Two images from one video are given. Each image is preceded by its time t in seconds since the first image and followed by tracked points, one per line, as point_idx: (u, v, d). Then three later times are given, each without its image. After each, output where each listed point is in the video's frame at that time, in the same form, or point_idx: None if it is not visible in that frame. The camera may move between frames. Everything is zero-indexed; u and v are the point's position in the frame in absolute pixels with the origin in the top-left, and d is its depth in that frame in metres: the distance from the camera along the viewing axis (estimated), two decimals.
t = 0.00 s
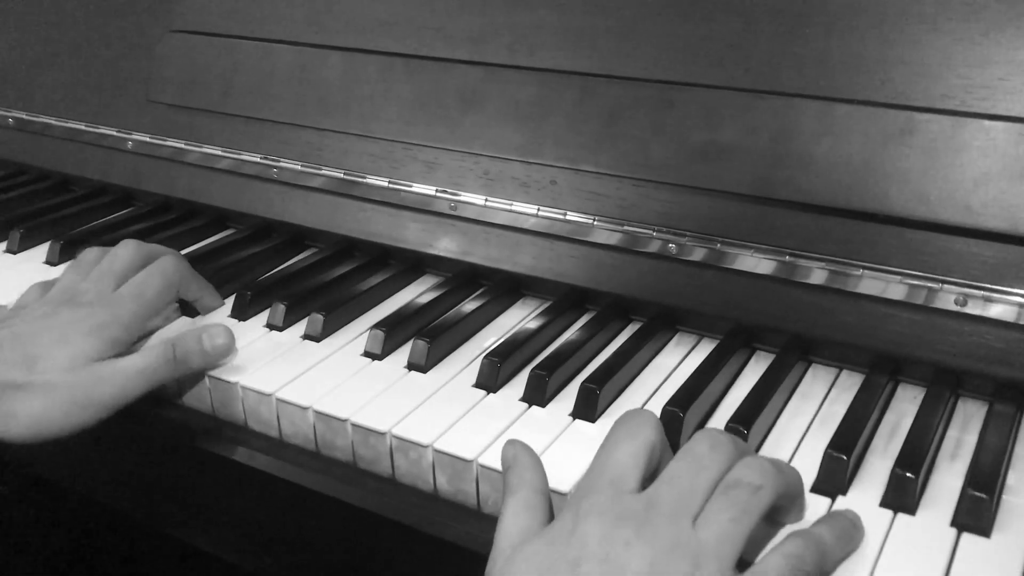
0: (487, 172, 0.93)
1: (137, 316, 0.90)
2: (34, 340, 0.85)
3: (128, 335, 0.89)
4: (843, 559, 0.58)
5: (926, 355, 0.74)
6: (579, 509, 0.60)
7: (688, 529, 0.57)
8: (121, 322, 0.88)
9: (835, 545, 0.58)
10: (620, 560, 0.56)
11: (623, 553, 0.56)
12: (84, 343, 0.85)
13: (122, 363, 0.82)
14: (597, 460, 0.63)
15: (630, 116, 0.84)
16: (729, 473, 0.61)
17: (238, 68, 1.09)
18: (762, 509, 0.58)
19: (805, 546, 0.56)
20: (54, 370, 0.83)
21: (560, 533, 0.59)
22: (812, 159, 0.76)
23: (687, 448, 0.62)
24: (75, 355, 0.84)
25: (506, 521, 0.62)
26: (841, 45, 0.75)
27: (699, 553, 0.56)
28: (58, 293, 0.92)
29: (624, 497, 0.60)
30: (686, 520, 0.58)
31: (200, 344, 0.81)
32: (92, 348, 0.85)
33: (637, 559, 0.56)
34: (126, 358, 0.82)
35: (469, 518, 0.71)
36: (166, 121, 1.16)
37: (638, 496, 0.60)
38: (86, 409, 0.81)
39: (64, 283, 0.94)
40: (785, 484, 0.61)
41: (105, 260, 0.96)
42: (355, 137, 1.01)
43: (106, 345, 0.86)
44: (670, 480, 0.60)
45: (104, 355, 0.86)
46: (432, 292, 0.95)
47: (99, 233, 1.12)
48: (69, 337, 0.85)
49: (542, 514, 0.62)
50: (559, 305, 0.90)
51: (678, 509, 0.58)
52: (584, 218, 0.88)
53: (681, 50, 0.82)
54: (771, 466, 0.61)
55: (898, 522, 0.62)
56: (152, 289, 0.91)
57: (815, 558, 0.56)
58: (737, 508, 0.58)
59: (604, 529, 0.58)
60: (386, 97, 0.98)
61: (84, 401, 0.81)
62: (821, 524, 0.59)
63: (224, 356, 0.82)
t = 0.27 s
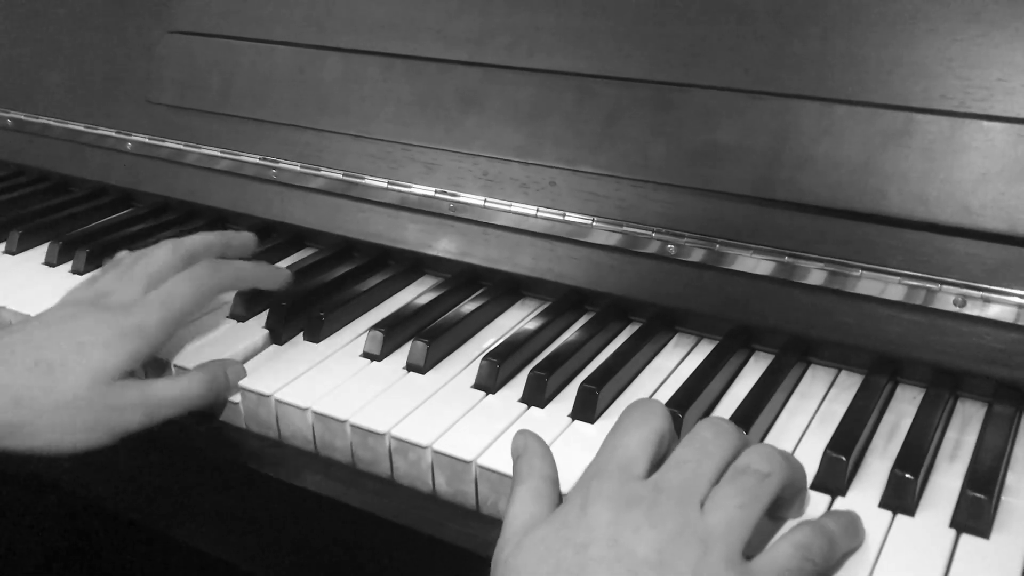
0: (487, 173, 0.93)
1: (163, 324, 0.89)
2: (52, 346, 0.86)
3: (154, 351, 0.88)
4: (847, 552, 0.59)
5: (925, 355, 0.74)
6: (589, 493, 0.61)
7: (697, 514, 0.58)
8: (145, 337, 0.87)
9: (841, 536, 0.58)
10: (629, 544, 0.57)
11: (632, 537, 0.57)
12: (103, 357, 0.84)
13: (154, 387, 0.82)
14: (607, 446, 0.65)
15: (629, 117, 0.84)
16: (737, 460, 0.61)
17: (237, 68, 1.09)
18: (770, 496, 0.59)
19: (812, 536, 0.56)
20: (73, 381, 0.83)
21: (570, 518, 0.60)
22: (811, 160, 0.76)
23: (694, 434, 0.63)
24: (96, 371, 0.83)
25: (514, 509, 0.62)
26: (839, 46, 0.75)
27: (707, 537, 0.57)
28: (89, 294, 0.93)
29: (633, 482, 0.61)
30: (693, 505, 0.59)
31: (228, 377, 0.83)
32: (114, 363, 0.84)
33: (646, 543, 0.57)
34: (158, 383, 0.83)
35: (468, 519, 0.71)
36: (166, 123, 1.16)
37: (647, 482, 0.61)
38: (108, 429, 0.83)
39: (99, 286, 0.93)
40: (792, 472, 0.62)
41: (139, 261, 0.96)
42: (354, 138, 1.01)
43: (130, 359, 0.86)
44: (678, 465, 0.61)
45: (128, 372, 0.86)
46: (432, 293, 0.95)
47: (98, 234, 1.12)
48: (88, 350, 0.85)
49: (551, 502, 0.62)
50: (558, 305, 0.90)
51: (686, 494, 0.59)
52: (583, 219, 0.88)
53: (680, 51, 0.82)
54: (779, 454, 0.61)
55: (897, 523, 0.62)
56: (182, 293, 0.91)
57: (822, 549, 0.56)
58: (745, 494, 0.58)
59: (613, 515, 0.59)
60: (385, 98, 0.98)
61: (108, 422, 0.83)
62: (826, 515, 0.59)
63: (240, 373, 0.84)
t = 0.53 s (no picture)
0: (486, 174, 0.93)
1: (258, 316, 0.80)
2: (139, 342, 0.75)
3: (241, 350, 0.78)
4: (837, 555, 0.59)
5: (924, 355, 0.74)
6: (579, 486, 0.60)
7: (689, 505, 0.57)
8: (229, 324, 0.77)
9: (834, 535, 0.58)
10: (621, 533, 0.56)
11: (624, 526, 0.56)
12: (191, 347, 0.74)
13: (241, 371, 0.75)
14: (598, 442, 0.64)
15: (629, 118, 0.84)
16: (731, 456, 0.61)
17: (237, 69, 1.09)
18: (765, 490, 0.58)
19: (806, 530, 0.56)
20: (160, 373, 0.73)
21: (561, 511, 0.59)
22: (810, 160, 0.76)
23: (685, 432, 0.63)
24: (184, 363, 0.74)
25: (512, 514, 0.62)
26: (838, 47, 0.75)
27: (701, 526, 0.55)
28: (179, 297, 0.84)
29: (624, 476, 0.60)
30: (685, 497, 0.58)
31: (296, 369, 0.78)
32: (204, 354, 0.75)
33: (638, 531, 0.56)
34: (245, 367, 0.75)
35: (468, 519, 0.71)
36: (165, 123, 1.16)
37: (638, 475, 0.60)
38: (192, 420, 0.72)
39: (184, 290, 0.86)
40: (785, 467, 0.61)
41: (237, 275, 0.87)
42: (354, 139, 1.01)
43: (222, 354, 0.76)
44: (669, 458, 0.61)
45: (219, 363, 0.76)
46: (431, 293, 0.95)
47: (98, 235, 1.12)
48: (180, 337, 0.75)
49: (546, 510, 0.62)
50: (558, 306, 0.90)
51: (678, 485, 0.58)
52: (583, 219, 0.88)
53: (679, 52, 0.82)
54: (774, 451, 0.60)
55: (896, 523, 0.62)
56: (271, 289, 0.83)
57: (816, 542, 0.56)
58: (740, 486, 0.57)
59: (604, 506, 0.58)
60: (385, 99, 0.98)
61: (199, 412, 0.72)
62: (821, 516, 0.60)
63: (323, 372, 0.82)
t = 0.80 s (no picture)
0: (485, 175, 0.93)
1: (301, 357, 0.77)
2: (192, 398, 0.74)
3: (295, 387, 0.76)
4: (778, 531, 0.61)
5: (922, 356, 0.74)
6: (531, 453, 0.62)
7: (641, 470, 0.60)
8: (284, 370, 0.75)
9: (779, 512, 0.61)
10: (573, 496, 0.58)
11: (577, 490, 0.58)
12: (243, 399, 0.73)
13: (297, 429, 0.70)
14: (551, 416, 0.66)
15: (627, 119, 0.84)
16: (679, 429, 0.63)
17: (236, 71, 1.09)
18: (716, 460, 0.60)
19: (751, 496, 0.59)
20: (212, 435, 0.72)
21: (514, 479, 0.61)
22: (808, 161, 0.76)
23: (635, 406, 0.65)
24: (236, 418, 0.72)
25: (466, 490, 0.64)
26: (836, 48, 0.75)
27: (652, 487, 0.58)
28: (214, 341, 0.82)
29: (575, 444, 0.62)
30: (636, 464, 0.60)
31: (380, 415, 0.73)
32: (258, 405, 0.73)
33: (591, 493, 0.58)
34: (302, 424, 0.71)
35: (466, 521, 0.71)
36: (164, 125, 1.16)
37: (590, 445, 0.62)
38: (254, 478, 0.71)
39: (219, 332, 0.84)
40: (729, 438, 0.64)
41: (265, 303, 0.85)
42: (352, 140, 1.01)
43: (272, 404, 0.73)
44: (619, 428, 0.63)
45: (272, 415, 0.74)
46: (429, 295, 0.95)
47: (96, 236, 1.12)
48: (231, 395, 0.73)
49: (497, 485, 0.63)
50: (556, 307, 0.90)
51: (629, 453, 0.61)
52: (581, 221, 0.88)
53: (678, 53, 0.82)
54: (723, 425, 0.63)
55: (893, 524, 0.62)
56: (309, 328, 0.79)
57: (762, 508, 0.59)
58: (692, 453, 0.60)
59: (557, 471, 0.60)
60: (384, 100, 0.98)
61: (252, 470, 0.70)
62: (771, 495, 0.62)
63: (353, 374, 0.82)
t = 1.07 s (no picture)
0: (483, 176, 0.93)
1: (263, 374, 0.76)
2: (146, 408, 0.74)
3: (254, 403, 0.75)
4: (789, 542, 0.60)
5: (920, 357, 0.74)
6: (528, 481, 0.61)
7: (637, 492, 0.59)
8: (243, 386, 0.75)
9: (787, 522, 0.60)
10: (569, 529, 0.58)
11: (572, 522, 0.58)
12: (196, 413, 0.72)
13: (251, 447, 0.71)
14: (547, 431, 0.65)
15: (625, 120, 0.84)
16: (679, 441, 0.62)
17: (234, 72, 1.09)
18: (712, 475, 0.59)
19: (756, 514, 0.58)
20: (164, 446, 0.71)
21: (511, 509, 0.61)
22: (807, 162, 0.76)
23: (627, 412, 0.63)
24: (190, 430, 0.71)
25: (463, 505, 0.64)
26: (835, 49, 0.75)
27: (648, 515, 0.57)
28: (185, 348, 0.81)
29: (571, 466, 0.61)
30: (632, 483, 0.59)
31: (339, 437, 0.72)
32: (213, 421, 0.72)
33: (587, 526, 0.57)
34: (257, 442, 0.71)
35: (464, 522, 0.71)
36: (162, 126, 1.16)
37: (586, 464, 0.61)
38: (201, 493, 0.70)
39: (192, 340, 0.83)
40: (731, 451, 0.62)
41: (239, 316, 0.84)
42: (351, 141, 1.01)
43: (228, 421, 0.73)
44: (613, 444, 0.62)
45: (227, 430, 0.73)
46: (427, 296, 0.95)
47: (94, 237, 1.12)
48: (187, 407, 0.72)
49: (496, 495, 0.64)
50: (555, 308, 0.90)
51: (624, 474, 0.60)
52: (579, 222, 0.88)
53: (676, 54, 0.82)
54: (722, 432, 0.62)
55: (892, 525, 0.62)
56: (277, 345, 0.79)
57: (765, 525, 0.57)
58: (688, 471, 0.59)
59: (551, 501, 0.59)
60: (382, 101, 0.98)
61: (199, 484, 0.70)
62: (775, 503, 0.61)
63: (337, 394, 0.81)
